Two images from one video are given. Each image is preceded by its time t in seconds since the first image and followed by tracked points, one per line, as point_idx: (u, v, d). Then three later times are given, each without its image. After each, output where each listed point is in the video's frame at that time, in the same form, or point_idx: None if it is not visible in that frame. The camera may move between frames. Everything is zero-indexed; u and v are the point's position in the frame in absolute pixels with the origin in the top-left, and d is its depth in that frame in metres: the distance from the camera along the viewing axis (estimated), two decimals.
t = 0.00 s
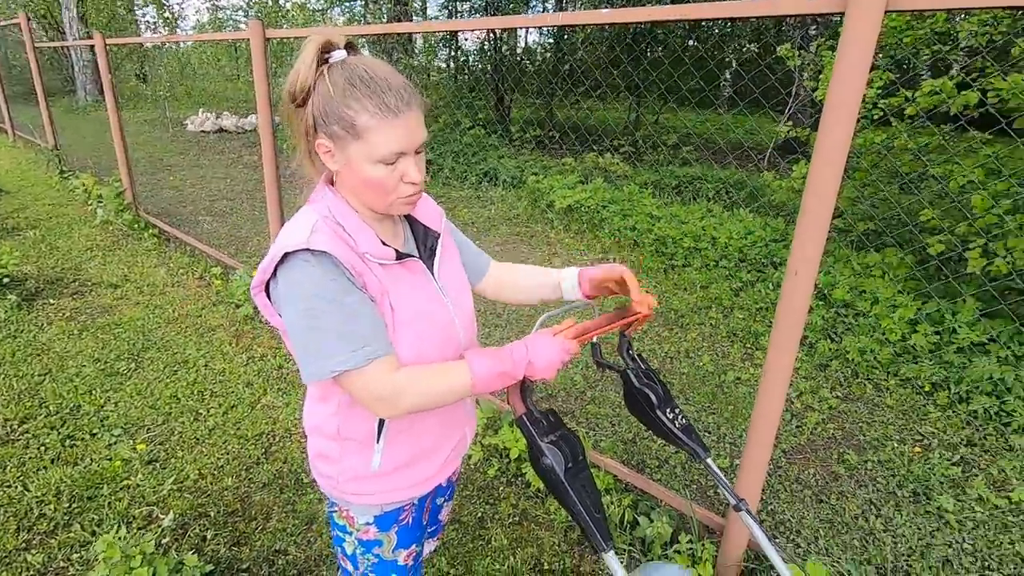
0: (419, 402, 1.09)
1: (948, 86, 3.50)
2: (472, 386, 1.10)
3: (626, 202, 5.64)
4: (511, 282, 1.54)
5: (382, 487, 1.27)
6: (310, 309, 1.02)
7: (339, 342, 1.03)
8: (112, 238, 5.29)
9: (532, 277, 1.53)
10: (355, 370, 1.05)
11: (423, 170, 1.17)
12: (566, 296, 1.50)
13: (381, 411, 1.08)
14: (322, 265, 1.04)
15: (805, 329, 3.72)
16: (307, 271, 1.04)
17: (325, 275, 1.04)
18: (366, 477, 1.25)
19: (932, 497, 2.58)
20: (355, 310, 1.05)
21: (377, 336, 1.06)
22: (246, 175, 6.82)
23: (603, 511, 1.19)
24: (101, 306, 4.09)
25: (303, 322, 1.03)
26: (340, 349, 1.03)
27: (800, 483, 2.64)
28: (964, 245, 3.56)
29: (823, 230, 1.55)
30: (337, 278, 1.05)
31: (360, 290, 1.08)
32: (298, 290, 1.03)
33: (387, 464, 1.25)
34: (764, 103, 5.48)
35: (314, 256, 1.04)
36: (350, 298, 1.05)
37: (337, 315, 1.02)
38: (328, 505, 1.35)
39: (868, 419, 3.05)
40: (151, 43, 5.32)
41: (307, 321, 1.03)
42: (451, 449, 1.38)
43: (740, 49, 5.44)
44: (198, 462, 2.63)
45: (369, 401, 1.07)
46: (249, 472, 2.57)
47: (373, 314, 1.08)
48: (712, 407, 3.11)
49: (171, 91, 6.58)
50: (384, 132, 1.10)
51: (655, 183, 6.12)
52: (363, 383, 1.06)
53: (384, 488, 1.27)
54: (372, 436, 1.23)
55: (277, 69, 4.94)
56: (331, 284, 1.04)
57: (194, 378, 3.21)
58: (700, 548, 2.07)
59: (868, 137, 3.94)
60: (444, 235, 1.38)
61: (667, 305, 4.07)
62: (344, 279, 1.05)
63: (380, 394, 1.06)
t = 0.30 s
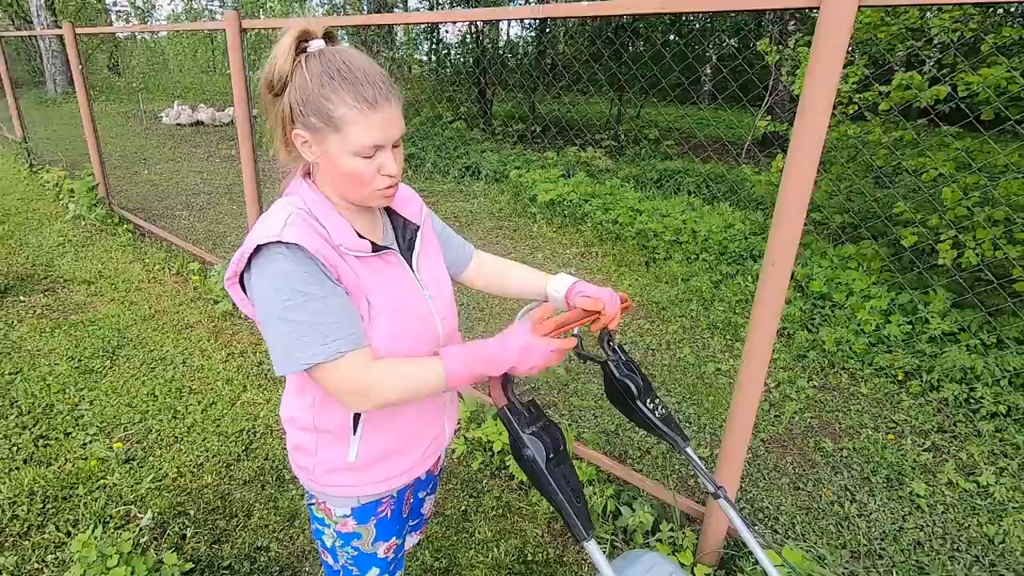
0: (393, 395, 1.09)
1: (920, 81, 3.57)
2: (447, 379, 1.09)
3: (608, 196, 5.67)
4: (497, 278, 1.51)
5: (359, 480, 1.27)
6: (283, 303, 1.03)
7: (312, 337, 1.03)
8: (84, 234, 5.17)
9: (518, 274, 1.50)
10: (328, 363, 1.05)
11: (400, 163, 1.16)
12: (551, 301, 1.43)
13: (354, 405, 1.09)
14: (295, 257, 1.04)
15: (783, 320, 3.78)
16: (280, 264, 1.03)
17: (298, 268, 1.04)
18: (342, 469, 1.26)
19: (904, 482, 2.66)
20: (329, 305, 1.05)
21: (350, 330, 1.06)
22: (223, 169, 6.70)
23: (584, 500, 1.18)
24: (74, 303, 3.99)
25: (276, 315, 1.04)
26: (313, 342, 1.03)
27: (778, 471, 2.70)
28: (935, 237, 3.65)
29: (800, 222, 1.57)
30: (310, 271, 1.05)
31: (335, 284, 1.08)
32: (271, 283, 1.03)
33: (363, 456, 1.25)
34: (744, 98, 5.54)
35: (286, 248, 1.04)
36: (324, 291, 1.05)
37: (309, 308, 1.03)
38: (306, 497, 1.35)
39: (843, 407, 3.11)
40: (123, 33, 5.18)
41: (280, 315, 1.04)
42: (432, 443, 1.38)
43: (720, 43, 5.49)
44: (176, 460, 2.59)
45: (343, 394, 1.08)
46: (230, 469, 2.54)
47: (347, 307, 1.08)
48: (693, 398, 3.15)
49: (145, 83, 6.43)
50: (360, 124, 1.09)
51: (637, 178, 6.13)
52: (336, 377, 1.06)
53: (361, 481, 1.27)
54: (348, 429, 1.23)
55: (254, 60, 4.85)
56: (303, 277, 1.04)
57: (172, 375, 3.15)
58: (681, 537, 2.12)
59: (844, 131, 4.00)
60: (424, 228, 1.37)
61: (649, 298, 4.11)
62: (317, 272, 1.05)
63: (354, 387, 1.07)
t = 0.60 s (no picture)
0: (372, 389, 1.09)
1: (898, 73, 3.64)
2: (424, 385, 1.09)
3: (593, 188, 5.68)
4: (484, 270, 1.50)
5: (343, 469, 1.26)
6: (263, 293, 1.03)
7: (291, 329, 1.04)
8: (59, 227, 5.04)
9: (505, 264, 1.49)
10: (308, 354, 1.06)
11: (387, 152, 1.14)
12: (539, 290, 1.44)
13: (335, 396, 1.09)
14: (277, 246, 1.03)
15: (766, 310, 3.83)
16: (261, 253, 1.03)
17: (279, 257, 1.03)
18: (327, 458, 1.25)
19: (883, 468, 2.72)
20: (309, 296, 1.05)
21: (330, 324, 1.06)
22: (203, 161, 6.58)
23: (573, 486, 1.19)
24: (50, 298, 3.90)
25: (257, 305, 1.04)
26: (291, 335, 1.04)
27: (761, 458, 2.74)
28: (914, 228, 3.73)
29: (783, 212, 1.59)
30: (291, 261, 1.04)
31: (317, 274, 1.07)
32: (251, 272, 1.03)
33: (348, 446, 1.25)
34: (727, 90, 5.58)
35: (268, 237, 1.03)
36: (305, 282, 1.05)
37: (288, 302, 1.03)
38: (293, 487, 1.34)
39: (825, 395, 3.17)
40: (98, 21, 5.05)
41: (260, 305, 1.04)
42: (419, 432, 1.38)
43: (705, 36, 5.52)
44: (160, 455, 2.56)
45: (322, 385, 1.08)
46: (215, 463, 2.51)
47: (328, 299, 1.07)
48: (678, 387, 3.19)
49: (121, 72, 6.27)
50: (347, 110, 1.08)
51: (621, 169, 6.17)
52: (316, 367, 1.07)
53: (345, 470, 1.27)
54: (334, 418, 1.23)
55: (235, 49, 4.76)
56: (284, 267, 1.03)
57: (153, 370, 3.10)
58: (668, 523, 2.15)
59: (826, 123, 4.06)
60: (411, 217, 1.36)
61: (634, 290, 4.14)
62: (298, 263, 1.04)
63: (334, 379, 1.07)
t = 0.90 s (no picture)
0: (365, 377, 1.10)
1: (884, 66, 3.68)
2: (417, 360, 1.11)
3: (583, 180, 5.67)
4: (474, 258, 1.51)
5: (335, 457, 1.27)
6: (257, 284, 1.03)
7: (285, 319, 1.04)
8: (42, 219, 4.96)
9: (494, 253, 1.50)
10: (302, 345, 1.06)
11: (362, 126, 1.13)
12: (528, 278, 1.44)
13: (328, 385, 1.10)
14: (270, 237, 1.03)
15: (753, 301, 3.87)
16: (255, 244, 1.02)
17: (273, 248, 1.03)
18: (318, 447, 1.26)
19: (867, 455, 2.77)
20: (304, 287, 1.05)
21: (324, 314, 1.07)
22: (189, 152, 6.50)
23: (561, 472, 1.20)
24: (33, 290, 3.85)
25: (250, 295, 1.03)
26: (286, 326, 1.04)
27: (748, 447, 2.78)
28: (898, 220, 3.78)
29: (770, 202, 1.60)
30: (285, 251, 1.04)
31: (310, 264, 1.07)
32: (245, 262, 1.03)
33: (339, 435, 1.25)
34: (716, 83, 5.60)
35: (261, 227, 1.03)
36: (299, 273, 1.04)
37: (282, 291, 1.03)
38: (283, 475, 1.34)
39: (810, 385, 3.22)
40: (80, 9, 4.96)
41: (254, 296, 1.03)
42: (409, 421, 1.38)
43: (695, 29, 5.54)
44: (148, 447, 2.54)
45: (315, 375, 1.08)
46: (204, 456, 2.50)
47: (322, 289, 1.07)
48: (666, 377, 3.22)
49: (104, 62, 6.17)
50: (314, 79, 1.08)
51: (610, 163, 6.13)
52: (310, 358, 1.07)
53: (336, 458, 1.27)
54: (325, 407, 1.23)
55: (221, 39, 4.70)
56: (278, 258, 1.03)
57: (140, 362, 3.08)
58: (655, 510, 2.18)
59: (813, 116, 4.10)
60: (402, 206, 1.35)
61: (624, 281, 4.16)
62: (292, 253, 1.04)
63: (328, 368, 1.08)
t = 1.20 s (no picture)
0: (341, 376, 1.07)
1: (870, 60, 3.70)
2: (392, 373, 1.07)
3: (573, 173, 5.61)
4: (455, 250, 1.50)
5: (314, 454, 1.26)
6: (230, 278, 1.01)
7: (260, 316, 1.02)
8: (23, 211, 4.88)
9: (476, 246, 1.48)
10: (279, 340, 1.04)
11: (335, 130, 1.11)
12: (509, 271, 1.43)
13: (306, 383, 1.08)
14: (243, 230, 1.02)
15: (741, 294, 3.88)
16: (228, 237, 1.01)
17: (246, 242, 1.02)
18: (298, 443, 1.24)
19: (850, 446, 2.80)
20: (278, 281, 1.03)
21: (300, 308, 1.05)
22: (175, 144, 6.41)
23: (541, 464, 1.20)
24: (15, 284, 3.79)
25: (223, 290, 1.02)
26: (261, 322, 1.02)
27: (733, 438, 2.80)
28: (884, 213, 3.80)
29: (752, 195, 1.61)
30: (260, 246, 1.02)
31: (285, 257, 1.06)
32: (217, 256, 1.01)
33: (320, 430, 1.24)
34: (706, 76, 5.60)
35: (233, 220, 1.02)
36: (273, 266, 1.03)
37: (255, 286, 1.02)
38: (264, 472, 1.33)
39: (796, 376, 3.24)
40: None
41: (227, 290, 1.02)
42: (391, 415, 1.37)
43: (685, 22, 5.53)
44: (130, 442, 2.51)
45: (292, 372, 1.07)
46: (187, 450, 2.48)
47: (299, 284, 1.06)
48: (654, 370, 3.24)
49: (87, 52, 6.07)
50: (289, 78, 1.07)
51: (601, 156, 6.02)
52: (287, 354, 1.05)
53: (317, 454, 1.26)
54: (305, 402, 1.22)
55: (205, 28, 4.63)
56: (251, 252, 1.02)
57: (124, 357, 3.04)
58: (640, 502, 2.20)
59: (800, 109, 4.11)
60: (382, 198, 1.34)
61: (613, 275, 4.17)
62: (266, 246, 1.03)
63: (305, 365, 1.06)
